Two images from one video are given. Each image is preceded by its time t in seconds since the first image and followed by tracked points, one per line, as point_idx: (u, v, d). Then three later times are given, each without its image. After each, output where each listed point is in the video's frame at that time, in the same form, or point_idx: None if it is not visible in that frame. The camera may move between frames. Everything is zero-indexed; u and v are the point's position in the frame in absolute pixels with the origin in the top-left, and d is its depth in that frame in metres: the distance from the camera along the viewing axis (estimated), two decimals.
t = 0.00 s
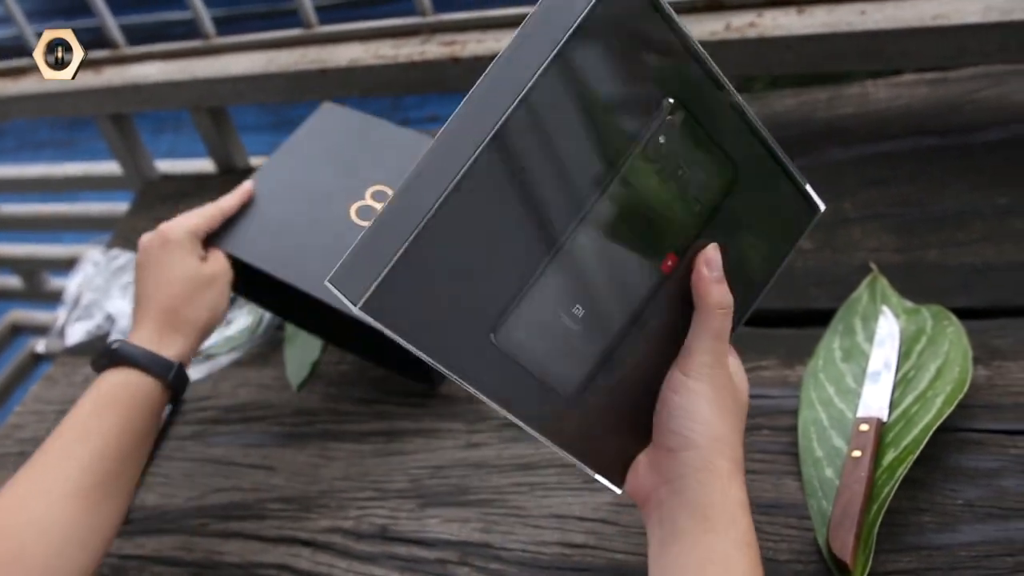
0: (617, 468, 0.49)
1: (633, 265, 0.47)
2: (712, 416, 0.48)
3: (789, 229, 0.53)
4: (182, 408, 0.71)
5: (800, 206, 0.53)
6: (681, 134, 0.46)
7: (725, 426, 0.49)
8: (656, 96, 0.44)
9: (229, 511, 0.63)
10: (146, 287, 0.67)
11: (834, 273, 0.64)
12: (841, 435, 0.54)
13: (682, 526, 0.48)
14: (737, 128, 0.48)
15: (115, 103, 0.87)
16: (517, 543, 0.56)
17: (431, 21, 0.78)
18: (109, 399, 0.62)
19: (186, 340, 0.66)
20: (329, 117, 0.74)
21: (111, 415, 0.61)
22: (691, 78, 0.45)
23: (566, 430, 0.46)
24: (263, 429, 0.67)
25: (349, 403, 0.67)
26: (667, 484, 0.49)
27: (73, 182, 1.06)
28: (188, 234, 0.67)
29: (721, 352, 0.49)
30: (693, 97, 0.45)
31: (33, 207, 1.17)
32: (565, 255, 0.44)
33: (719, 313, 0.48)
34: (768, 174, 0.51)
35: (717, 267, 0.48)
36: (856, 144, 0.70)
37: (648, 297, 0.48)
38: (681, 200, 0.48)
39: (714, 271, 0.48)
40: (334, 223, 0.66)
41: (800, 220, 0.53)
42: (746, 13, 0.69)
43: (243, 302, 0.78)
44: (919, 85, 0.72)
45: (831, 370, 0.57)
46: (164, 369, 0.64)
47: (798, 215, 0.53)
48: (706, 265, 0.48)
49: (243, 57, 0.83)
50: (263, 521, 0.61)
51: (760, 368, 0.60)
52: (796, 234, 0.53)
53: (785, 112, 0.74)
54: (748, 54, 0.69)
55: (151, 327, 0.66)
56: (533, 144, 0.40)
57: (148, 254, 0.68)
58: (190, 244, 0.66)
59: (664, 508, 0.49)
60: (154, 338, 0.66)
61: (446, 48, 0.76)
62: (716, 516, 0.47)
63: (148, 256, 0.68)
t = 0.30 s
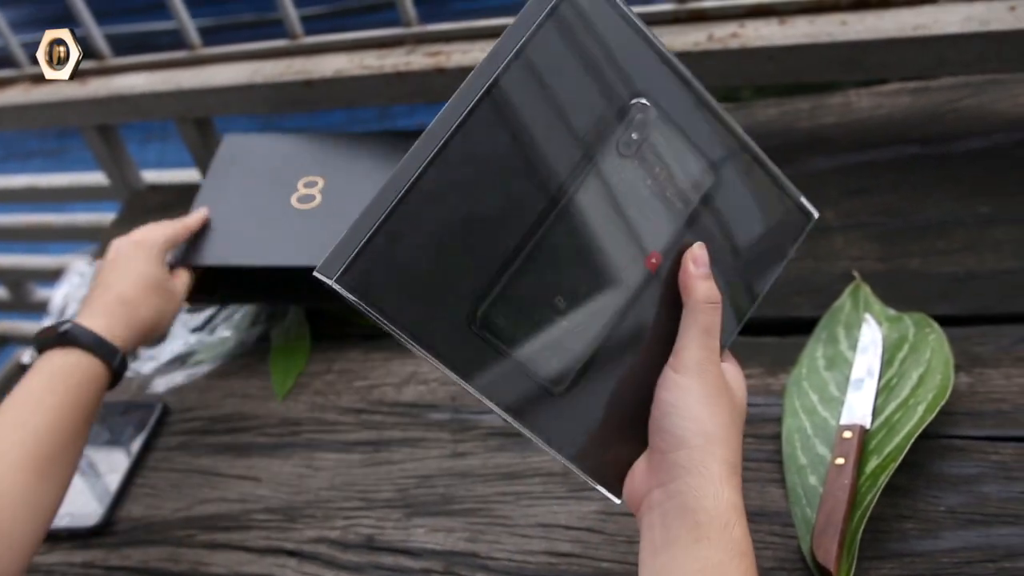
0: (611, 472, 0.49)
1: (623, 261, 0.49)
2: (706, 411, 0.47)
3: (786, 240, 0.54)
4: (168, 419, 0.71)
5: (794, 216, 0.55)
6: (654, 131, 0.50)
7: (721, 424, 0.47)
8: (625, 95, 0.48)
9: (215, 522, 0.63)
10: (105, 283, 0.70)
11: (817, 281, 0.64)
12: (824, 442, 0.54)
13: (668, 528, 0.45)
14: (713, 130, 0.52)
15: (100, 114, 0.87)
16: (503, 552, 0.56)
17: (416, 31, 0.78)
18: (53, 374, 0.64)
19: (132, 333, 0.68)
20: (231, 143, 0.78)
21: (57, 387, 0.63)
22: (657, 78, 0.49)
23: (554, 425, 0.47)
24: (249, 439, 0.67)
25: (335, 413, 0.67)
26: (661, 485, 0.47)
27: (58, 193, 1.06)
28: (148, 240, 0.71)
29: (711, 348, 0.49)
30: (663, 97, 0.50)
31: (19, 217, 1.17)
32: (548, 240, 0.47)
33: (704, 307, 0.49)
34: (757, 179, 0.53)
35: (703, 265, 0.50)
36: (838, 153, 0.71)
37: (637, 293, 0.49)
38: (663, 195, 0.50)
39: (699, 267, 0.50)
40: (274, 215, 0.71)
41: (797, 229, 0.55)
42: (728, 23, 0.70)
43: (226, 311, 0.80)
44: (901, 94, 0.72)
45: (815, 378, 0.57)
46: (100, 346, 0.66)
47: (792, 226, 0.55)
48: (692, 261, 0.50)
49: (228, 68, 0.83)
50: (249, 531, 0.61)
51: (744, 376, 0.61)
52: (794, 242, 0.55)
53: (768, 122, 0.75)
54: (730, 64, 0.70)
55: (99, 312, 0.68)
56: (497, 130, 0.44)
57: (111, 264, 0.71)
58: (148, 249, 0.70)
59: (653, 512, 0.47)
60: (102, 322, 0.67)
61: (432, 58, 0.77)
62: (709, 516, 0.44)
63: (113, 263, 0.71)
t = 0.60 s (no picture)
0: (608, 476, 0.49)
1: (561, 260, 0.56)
2: (670, 394, 0.47)
3: (752, 215, 0.53)
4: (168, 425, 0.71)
5: (751, 187, 0.53)
6: (581, 143, 0.56)
7: (689, 405, 0.47)
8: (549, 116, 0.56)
9: (216, 529, 0.63)
10: (123, 316, 0.65)
11: (816, 286, 0.64)
12: (824, 448, 0.54)
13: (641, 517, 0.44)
14: (655, 132, 0.55)
15: (100, 121, 0.88)
16: (502, 559, 0.56)
17: (416, 37, 0.78)
18: (47, 455, 0.61)
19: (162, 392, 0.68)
20: (234, 165, 0.83)
21: (64, 475, 0.61)
22: (587, 99, 0.56)
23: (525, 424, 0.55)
24: (249, 447, 0.67)
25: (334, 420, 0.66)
26: (636, 474, 0.46)
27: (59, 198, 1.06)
28: (200, 284, 0.66)
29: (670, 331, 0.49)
30: (589, 113, 0.56)
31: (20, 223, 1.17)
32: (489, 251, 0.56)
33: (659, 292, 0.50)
34: (710, 172, 0.54)
35: (656, 254, 0.52)
36: (837, 157, 0.71)
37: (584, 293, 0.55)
38: (599, 199, 0.56)
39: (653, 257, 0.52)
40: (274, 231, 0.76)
41: (761, 203, 0.53)
42: (726, 28, 0.70)
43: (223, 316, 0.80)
44: (899, 98, 0.72)
45: (814, 383, 0.57)
46: (78, 424, 0.62)
47: (749, 195, 0.53)
48: (645, 252, 0.52)
49: (227, 74, 0.83)
50: (250, 539, 0.61)
51: (743, 382, 0.61)
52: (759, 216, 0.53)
53: (767, 126, 0.75)
54: (729, 69, 0.70)
55: (122, 389, 0.64)
56: (427, 161, 0.56)
57: (161, 250, 0.68)
58: (200, 296, 0.66)
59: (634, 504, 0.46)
60: (130, 401, 0.65)
61: (431, 64, 0.77)
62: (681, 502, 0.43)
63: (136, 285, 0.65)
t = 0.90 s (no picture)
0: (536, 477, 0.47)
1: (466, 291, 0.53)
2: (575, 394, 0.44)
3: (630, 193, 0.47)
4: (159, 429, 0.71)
5: (618, 154, 0.48)
6: (454, 177, 0.52)
7: (597, 401, 0.44)
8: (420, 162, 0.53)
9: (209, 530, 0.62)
10: (210, 390, 0.56)
11: (808, 283, 0.64)
12: (818, 445, 0.54)
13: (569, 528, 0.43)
14: (511, 131, 0.50)
15: (90, 121, 0.87)
16: (496, 559, 0.56)
17: (407, 37, 0.78)
18: (140, 506, 0.54)
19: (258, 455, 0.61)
20: (225, 167, 0.83)
21: (145, 532, 0.53)
22: (445, 131, 0.52)
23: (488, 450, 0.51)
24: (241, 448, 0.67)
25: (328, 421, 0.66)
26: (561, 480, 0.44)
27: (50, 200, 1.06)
28: (293, 351, 0.54)
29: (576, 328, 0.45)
30: (451, 144, 0.52)
31: (11, 225, 1.16)
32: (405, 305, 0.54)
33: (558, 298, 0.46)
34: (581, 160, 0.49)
35: (552, 257, 0.47)
36: (829, 155, 0.71)
37: (493, 322, 0.52)
38: (487, 219, 0.52)
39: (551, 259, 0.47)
40: (267, 229, 0.75)
41: (631, 168, 0.47)
42: (717, 26, 0.70)
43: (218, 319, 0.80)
44: (891, 95, 0.73)
45: (808, 380, 0.57)
46: (168, 483, 0.54)
47: (619, 164, 0.48)
48: (541, 257, 0.47)
49: (218, 74, 0.83)
50: (243, 540, 0.61)
51: (737, 380, 0.61)
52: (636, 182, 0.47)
53: (759, 124, 0.75)
54: (721, 66, 0.70)
55: (206, 454, 0.56)
56: (332, 241, 0.55)
57: (256, 306, 0.59)
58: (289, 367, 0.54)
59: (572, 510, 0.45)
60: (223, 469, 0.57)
61: (422, 63, 0.76)
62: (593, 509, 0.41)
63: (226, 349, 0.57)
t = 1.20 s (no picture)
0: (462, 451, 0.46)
1: (365, 249, 0.52)
2: (524, 394, 0.44)
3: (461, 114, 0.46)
4: (161, 426, 0.71)
5: (445, 74, 0.48)
6: (369, 153, 0.55)
7: (548, 404, 0.45)
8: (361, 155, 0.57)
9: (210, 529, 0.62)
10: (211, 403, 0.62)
11: (810, 280, 0.64)
12: (820, 442, 0.54)
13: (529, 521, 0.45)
14: (404, 97, 0.53)
15: (90, 120, 0.87)
16: (496, 557, 0.55)
17: (406, 34, 0.77)
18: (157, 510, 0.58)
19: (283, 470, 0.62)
20: (226, 166, 0.83)
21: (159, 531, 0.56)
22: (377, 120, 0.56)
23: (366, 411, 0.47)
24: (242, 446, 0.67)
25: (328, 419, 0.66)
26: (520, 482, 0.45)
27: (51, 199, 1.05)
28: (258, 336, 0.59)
29: (509, 324, 0.45)
30: (372, 131, 0.56)
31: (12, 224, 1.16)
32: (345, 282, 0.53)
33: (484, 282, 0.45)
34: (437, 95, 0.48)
35: (479, 239, 0.45)
36: (831, 151, 0.71)
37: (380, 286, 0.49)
38: (379, 180, 0.53)
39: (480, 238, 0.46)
40: (267, 230, 0.75)
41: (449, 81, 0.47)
42: (718, 22, 0.69)
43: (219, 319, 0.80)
44: (893, 91, 0.72)
45: (810, 377, 0.57)
46: (175, 478, 0.58)
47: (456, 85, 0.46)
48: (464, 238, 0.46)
49: (218, 72, 0.83)
50: (244, 538, 0.61)
51: (738, 376, 0.61)
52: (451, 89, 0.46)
53: (761, 120, 0.75)
54: (721, 62, 0.69)
55: (208, 454, 0.60)
56: (309, 241, 0.60)
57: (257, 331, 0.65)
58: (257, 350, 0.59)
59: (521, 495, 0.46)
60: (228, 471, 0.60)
61: (422, 60, 0.76)
62: (561, 509, 0.43)
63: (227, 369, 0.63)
